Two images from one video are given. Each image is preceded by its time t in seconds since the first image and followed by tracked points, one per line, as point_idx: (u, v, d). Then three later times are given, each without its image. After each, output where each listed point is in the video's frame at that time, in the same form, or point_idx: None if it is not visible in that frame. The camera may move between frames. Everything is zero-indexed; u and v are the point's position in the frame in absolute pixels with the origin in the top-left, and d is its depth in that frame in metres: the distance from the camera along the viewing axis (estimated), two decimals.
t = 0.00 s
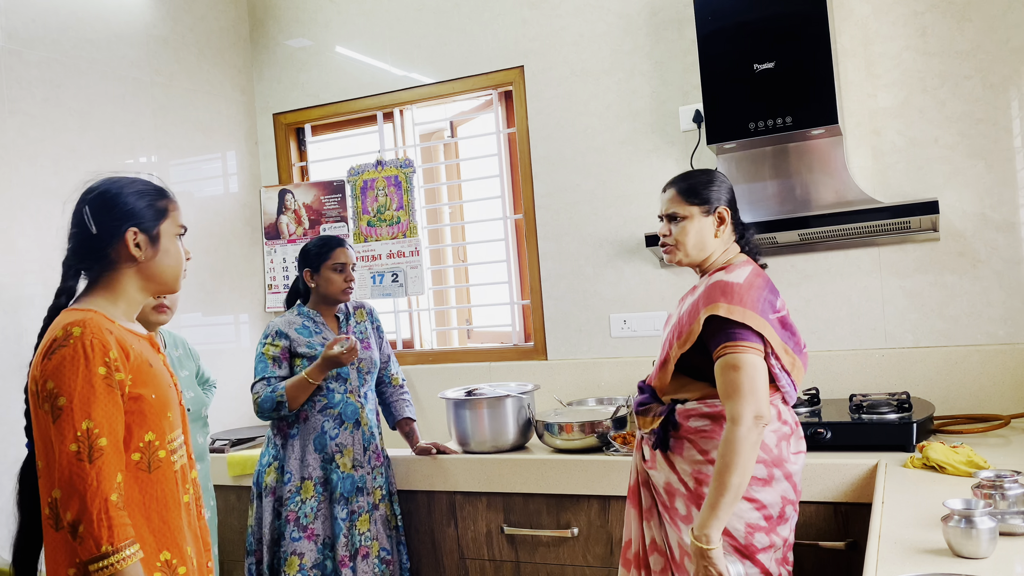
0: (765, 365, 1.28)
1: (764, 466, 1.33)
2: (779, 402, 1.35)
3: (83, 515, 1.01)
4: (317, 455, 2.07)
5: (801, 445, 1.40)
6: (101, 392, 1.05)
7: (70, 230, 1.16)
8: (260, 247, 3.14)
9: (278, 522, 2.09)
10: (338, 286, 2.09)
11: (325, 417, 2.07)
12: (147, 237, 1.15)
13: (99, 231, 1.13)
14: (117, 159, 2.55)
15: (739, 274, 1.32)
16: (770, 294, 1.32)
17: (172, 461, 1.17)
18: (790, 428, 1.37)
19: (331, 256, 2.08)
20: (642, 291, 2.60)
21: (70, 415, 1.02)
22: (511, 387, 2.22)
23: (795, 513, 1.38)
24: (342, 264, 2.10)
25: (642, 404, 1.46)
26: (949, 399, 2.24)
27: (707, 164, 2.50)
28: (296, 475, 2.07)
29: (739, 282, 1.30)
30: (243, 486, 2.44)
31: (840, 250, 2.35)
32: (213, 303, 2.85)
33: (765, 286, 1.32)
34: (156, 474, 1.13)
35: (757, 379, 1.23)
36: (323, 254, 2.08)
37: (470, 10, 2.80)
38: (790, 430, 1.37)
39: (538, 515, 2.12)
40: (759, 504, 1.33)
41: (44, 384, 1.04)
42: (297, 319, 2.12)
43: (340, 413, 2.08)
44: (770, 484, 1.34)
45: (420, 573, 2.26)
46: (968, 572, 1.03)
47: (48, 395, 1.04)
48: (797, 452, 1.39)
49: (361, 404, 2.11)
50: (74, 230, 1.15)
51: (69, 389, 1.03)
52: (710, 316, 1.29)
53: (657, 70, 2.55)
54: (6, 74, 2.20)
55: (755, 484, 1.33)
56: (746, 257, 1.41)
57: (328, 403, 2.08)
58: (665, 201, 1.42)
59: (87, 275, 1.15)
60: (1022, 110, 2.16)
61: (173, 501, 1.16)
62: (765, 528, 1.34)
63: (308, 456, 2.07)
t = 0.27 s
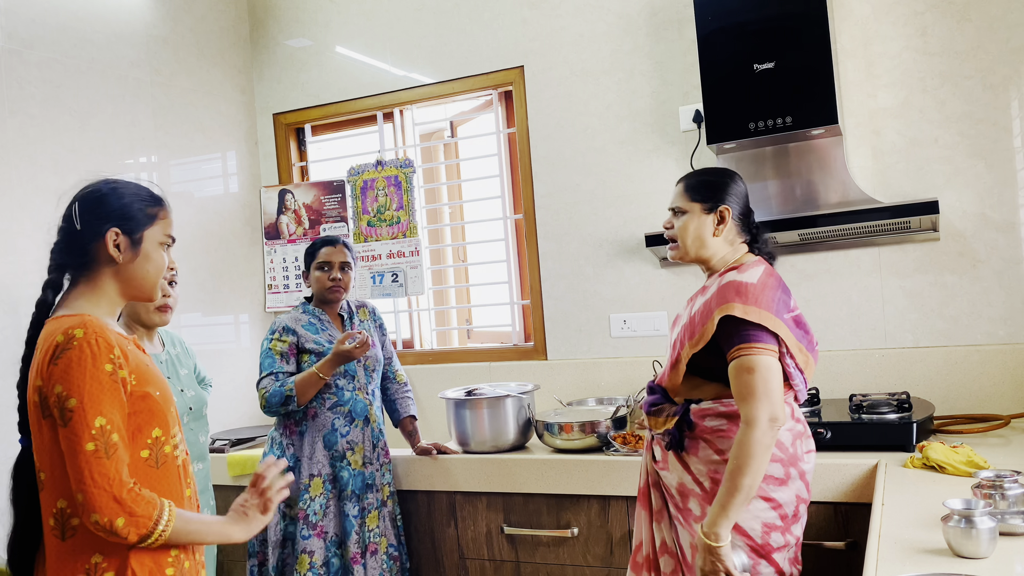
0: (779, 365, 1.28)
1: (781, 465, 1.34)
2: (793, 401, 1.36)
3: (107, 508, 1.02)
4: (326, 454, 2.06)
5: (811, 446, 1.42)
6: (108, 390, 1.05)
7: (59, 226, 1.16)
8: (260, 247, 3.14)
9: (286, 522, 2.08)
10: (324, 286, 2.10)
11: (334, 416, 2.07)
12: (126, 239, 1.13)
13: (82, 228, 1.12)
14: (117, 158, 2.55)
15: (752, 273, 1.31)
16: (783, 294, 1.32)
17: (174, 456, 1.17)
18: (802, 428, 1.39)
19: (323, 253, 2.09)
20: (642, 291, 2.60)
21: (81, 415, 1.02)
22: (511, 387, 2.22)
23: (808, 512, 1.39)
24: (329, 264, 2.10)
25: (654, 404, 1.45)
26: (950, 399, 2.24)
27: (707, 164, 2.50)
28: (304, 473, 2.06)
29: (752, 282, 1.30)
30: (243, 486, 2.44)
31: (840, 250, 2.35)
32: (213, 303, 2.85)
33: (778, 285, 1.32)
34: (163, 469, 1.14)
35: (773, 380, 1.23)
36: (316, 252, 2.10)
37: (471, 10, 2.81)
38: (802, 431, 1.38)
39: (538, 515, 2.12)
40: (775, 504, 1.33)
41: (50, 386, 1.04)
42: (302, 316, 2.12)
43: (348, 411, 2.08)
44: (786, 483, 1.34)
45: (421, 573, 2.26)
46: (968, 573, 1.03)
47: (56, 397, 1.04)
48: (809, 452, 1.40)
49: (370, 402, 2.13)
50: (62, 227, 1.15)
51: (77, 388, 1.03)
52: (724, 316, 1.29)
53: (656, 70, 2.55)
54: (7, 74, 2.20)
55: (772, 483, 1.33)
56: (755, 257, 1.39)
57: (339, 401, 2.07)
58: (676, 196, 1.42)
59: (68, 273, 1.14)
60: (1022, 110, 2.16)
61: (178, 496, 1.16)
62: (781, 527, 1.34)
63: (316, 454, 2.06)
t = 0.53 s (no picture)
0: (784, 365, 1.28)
1: (784, 465, 1.34)
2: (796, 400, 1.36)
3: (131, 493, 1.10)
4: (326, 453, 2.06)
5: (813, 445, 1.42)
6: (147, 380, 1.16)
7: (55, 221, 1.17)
8: (260, 247, 3.14)
9: (285, 520, 2.08)
10: (322, 289, 2.11)
11: (333, 415, 2.07)
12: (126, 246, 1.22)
13: (99, 231, 1.18)
14: (117, 159, 2.54)
15: (756, 273, 1.32)
16: (787, 294, 1.32)
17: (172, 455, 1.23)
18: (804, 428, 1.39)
19: (320, 257, 2.09)
20: (642, 291, 2.60)
21: (129, 395, 1.13)
22: (511, 387, 2.22)
23: (811, 512, 1.39)
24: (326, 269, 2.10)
25: (656, 404, 1.45)
26: (949, 399, 2.24)
27: (707, 164, 2.50)
28: (304, 471, 2.06)
29: (756, 282, 1.30)
30: (243, 486, 2.44)
31: (840, 250, 2.35)
32: (213, 303, 2.85)
33: (782, 285, 1.32)
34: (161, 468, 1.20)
35: (777, 381, 1.23)
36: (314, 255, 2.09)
37: (471, 10, 2.81)
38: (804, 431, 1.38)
39: (538, 515, 2.12)
40: (779, 504, 1.33)
41: (101, 367, 1.13)
42: (301, 317, 2.12)
43: (348, 410, 2.08)
44: (789, 484, 1.34)
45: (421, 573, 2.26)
46: (968, 572, 1.03)
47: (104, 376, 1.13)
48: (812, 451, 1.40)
49: (368, 401, 2.12)
50: (59, 219, 1.17)
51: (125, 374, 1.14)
52: (728, 316, 1.29)
53: (657, 70, 2.55)
54: (7, 74, 2.20)
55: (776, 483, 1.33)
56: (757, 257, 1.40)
57: (336, 399, 2.07)
58: (675, 197, 1.43)
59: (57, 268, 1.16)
60: (1022, 110, 2.16)
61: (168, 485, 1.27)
62: (785, 527, 1.34)
63: (315, 453, 2.06)
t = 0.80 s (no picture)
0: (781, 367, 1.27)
1: (779, 466, 1.34)
2: (791, 402, 1.36)
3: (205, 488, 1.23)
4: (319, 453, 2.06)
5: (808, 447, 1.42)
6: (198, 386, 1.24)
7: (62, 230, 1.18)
8: (260, 247, 3.14)
9: (281, 520, 2.09)
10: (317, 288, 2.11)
11: (328, 416, 2.07)
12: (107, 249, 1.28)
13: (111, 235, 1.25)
14: (117, 159, 2.55)
15: (755, 276, 1.31)
16: (785, 297, 1.32)
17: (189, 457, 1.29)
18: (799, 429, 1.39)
19: (313, 257, 2.10)
20: (642, 291, 2.60)
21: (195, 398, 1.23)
22: (511, 387, 2.22)
23: (805, 512, 1.39)
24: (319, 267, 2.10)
25: (652, 404, 1.45)
26: (950, 399, 2.24)
27: (707, 164, 2.50)
28: (298, 472, 2.06)
29: (755, 284, 1.30)
30: (243, 486, 2.44)
31: (840, 250, 2.35)
32: (213, 303, 2.85)
33: (781, 288, 1.32)
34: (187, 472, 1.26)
35: (773, 383, 1.23)
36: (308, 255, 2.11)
37: (470, 9, 2.80)
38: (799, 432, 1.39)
39: (538, 515, 2.12)
40: (773, 505, 1.33)
41: (161, 373, 1.20)
42: (298, 319, 2.12)
43: (342, 412, 2.08)
44: (783, 485, 1.35)
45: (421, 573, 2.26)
46: (968, 572, 1.03)
47: (169, 382, 1.20)
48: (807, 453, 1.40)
49: (363, 402, 2.12)
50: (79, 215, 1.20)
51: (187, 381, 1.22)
52: (727, 318, 1.28)
53: (657, 70, 2.55)
54: (7, 74, 2.20)
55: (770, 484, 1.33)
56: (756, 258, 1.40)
57: (330, 400, 2.07)
58: (671, 202, 1.43)
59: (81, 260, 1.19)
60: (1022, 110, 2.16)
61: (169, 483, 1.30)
62: (779, 528, 1.34)
63: (309, 454, 2.06)
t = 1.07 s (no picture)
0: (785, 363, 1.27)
1: (780, 465, 1.34)
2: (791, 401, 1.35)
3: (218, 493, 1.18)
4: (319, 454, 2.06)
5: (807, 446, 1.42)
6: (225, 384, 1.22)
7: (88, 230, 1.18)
8: (260, 247, 3.14)
9: (280, 520, 2.09)
10: (317, 288, 2.11)
11: (328, 417, 2.07)
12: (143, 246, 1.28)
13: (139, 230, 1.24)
14: (117, 159, 2.54)
15: (754, 274, 1.32)
16: (784, 294, 1.32)
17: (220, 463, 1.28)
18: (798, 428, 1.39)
19: (312, 255, 2.10)
20: (642, 291, 2.60)
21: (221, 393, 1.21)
22: (511, 387, 2.22)
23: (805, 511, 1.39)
24: (319, 266, 2.11)
25: (653, 407, 1.44)
26: (950, 399, 2.24)
27: (707, 164, 2.50)
28: (298, 472, 2.06)
29: (754, 282, 1.30)
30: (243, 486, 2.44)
31: (840, 250, 2.35)
32: (213, 303, 2.85)
33: (780, 285, 1.32)
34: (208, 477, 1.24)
35: (782, 377, 1.21)
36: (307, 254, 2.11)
37: (470, 10, 2.81)
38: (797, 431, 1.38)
39: (537, 516, 2.12)
40: (774, 504, 1.33)
41: (189, 364, 1.20)
42: (297, 319, 2.12)
43: (342, 412, 2.08)
44: (784, 484, 1.34)
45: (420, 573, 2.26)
46: (968, 572, 1.03)
47: (195, 374, 1.20)
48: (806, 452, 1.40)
49: (362, 402, 2.12)
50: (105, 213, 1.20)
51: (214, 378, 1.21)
52: (728, 317, 1.28)
53: (657, 70, 2.55)
54: (7, 74, 2.20)
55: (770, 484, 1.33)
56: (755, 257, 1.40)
57: (330, 401, 2.08)
58: (670, 203, 1.43)
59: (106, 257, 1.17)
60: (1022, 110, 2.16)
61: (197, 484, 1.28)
62: (780, 527, 1.34)
63: (308, 454, 2.06)
